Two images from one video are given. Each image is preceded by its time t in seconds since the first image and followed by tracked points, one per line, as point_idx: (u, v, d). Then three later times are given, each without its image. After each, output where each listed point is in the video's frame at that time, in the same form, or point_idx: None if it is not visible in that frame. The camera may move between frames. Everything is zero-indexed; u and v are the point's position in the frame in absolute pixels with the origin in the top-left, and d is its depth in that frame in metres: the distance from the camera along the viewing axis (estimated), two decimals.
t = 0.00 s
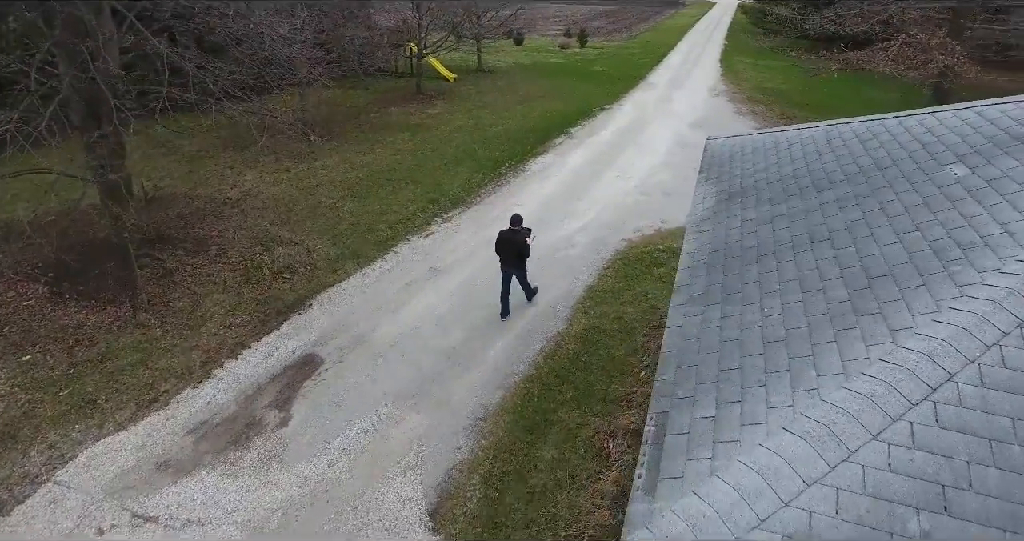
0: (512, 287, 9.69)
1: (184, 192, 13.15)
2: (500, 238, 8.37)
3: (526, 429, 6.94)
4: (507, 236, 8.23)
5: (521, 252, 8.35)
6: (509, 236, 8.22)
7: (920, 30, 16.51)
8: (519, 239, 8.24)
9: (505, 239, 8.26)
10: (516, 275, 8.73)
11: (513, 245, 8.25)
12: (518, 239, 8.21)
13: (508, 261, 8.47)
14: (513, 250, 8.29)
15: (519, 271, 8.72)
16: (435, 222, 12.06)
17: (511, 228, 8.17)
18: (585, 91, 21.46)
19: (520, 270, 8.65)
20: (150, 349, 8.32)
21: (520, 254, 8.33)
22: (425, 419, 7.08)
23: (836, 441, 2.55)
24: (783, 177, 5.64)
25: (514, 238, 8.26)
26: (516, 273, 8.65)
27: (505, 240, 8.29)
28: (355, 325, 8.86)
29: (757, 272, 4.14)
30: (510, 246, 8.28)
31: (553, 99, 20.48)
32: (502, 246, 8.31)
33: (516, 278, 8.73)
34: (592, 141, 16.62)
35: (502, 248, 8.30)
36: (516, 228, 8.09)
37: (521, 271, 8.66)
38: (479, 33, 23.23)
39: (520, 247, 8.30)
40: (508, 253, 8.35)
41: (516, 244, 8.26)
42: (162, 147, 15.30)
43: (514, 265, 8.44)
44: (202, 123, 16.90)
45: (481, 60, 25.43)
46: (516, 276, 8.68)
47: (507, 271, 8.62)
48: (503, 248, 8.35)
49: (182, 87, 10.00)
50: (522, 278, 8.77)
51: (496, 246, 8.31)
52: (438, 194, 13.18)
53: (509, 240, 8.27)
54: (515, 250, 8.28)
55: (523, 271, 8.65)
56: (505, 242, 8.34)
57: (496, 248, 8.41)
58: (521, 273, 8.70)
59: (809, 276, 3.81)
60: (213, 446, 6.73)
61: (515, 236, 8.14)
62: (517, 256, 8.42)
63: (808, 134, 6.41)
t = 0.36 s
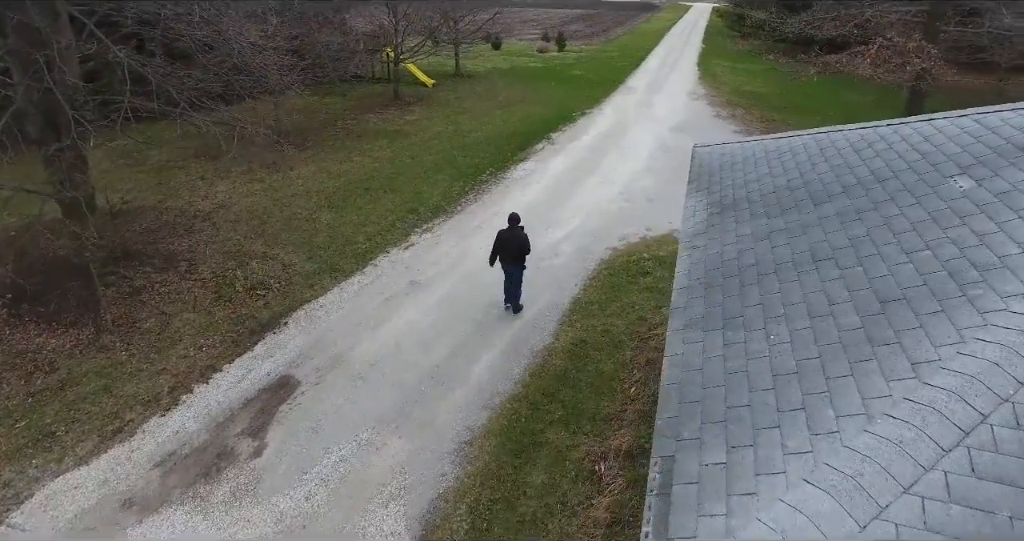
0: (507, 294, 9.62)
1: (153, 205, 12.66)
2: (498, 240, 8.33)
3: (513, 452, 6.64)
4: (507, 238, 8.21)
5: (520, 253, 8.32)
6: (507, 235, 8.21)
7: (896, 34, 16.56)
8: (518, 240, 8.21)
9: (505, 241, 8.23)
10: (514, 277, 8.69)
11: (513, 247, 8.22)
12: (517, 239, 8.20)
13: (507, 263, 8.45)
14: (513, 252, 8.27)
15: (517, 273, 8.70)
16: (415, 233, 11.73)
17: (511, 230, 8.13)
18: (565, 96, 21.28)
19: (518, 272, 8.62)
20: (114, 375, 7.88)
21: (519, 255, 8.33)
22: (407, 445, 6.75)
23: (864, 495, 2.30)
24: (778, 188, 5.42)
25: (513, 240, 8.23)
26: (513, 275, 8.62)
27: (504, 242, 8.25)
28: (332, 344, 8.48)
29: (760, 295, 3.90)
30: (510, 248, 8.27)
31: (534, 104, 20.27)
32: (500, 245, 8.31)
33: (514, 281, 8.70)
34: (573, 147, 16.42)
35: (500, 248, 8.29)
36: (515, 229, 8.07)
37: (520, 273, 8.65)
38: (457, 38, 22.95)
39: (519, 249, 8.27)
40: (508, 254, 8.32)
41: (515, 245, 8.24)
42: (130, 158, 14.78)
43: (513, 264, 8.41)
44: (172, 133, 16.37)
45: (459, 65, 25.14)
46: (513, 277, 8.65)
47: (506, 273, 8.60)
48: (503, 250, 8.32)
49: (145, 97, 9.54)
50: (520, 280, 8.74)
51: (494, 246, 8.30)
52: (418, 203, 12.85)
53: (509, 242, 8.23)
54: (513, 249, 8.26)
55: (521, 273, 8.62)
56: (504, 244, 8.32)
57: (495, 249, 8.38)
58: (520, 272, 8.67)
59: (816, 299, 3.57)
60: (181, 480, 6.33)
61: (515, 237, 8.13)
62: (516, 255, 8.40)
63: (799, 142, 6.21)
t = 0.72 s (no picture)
0: (492, 308, 9.31)
1: (122, 218, 12.16)
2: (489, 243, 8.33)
3: (501, 479, 6.32)
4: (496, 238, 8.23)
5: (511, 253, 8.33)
6: (497, 235, 8.23)
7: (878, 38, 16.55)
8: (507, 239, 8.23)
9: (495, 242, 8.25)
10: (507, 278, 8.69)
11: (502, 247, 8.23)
12: (507, 239, 8.20)
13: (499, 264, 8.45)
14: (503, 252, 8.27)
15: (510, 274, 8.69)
16: (397, 244, 11.37)
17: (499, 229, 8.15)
18: (548, 101, 21.04)
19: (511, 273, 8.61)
20: (76, 403, 7.43)
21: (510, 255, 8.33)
22: (389, 474, 6.40)
23: None
24: (775, 202, 5.18)
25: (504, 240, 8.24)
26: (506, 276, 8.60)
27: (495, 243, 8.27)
28: (310, 365, 8.10)
29: (766, 322, 3.64)
30: (500, 249, 8.27)
31: (517, 109, 20.00)
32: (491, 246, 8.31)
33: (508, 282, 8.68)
34: (558, 153, 16.17)
35: (491, 249, 8.28)
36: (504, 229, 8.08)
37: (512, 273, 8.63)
38: (438, 43, 22.63)
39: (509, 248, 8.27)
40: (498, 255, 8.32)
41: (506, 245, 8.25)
42: (100, 168, 14.26)
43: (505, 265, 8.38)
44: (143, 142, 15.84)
45: (441, 70, 24.82)
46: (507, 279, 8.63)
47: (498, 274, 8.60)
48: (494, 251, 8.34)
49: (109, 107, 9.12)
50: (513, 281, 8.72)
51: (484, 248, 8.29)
52: (399, 213, 12.49)
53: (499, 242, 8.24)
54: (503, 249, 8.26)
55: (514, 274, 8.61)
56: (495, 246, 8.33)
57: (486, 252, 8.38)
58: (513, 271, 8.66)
59: (828, 329, 3.32)
60: (146, 519, 5.94)
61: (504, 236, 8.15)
62: (507, 253, 8.37)
63: (794, 152, 5.98)
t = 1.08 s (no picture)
0: (475, 323, 9.01)
1: (88, 232, 11.66)
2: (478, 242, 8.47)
3: (487, 509, 6.03)
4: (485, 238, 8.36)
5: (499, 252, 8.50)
6: (488, 237, 8.38)
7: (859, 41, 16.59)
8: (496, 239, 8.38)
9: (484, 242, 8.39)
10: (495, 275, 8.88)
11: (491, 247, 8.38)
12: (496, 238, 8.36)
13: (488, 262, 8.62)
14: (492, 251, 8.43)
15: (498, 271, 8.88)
16: (377, 255, 11.02)
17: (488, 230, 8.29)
18: (530, 105, 20.78)
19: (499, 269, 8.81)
20: (34, 434, 6.99)
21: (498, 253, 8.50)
22: (370, 506, 6.09)
23: None
24: (771, 214, 4.97)
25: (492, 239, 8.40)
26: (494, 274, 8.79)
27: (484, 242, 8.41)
28: (285, 387, 7.73)
29: (772, 353, 3.45)
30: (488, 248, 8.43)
31: (499, 114, 19.71)
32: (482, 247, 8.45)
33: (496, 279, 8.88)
34: (541, 159, 15.92)
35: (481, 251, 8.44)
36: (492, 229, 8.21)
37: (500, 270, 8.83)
38: (417, 47, 22.27)
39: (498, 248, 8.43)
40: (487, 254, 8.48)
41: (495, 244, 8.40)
42: (66, 179, 13.71)
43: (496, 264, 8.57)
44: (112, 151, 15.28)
45: (421, 75, 24.44)
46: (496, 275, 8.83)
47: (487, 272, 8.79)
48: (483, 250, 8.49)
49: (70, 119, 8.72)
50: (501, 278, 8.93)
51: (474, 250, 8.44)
52: (378, 223, 12.13)
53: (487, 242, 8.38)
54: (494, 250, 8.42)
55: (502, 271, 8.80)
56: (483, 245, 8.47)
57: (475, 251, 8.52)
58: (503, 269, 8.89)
59: (841, 363, 3.15)
60: None
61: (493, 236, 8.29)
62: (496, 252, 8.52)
63: (789, 161, 5.78)
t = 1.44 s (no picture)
0: (463, 342, 8.64)
1: (59, 248, 11.17)
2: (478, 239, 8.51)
3: None
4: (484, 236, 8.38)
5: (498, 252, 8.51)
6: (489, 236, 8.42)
7: (848, 46, 16.48)
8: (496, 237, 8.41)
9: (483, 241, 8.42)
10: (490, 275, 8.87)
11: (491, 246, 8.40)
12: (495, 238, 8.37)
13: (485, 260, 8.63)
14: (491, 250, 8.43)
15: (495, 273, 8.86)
16: (362, 270, 10.63)
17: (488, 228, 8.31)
18: (518, 112, 20.48)
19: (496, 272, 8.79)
20: None
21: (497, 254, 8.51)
22: None
23: None
24: (780, 234, 4.71)
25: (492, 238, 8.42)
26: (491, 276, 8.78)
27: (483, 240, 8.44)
28: (264, 415, 7.32)
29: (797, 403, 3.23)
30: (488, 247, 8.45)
31: (486, 121, 19.38)
32: (483, 246, 8.49)
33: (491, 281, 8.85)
34: (530, 167, 15.63)
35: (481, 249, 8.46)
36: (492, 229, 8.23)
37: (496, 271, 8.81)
38: (403, 53, 21.90)
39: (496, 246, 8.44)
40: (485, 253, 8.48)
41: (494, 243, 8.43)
42: (37, 192, 13.19)
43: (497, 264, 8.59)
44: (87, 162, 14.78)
45: (407, 82, 24.06)
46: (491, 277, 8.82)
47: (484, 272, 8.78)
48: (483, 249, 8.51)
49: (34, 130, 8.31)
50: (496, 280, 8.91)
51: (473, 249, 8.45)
52: (363, 236, 11.74)
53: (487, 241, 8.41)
54: (495, 250, 8.45)
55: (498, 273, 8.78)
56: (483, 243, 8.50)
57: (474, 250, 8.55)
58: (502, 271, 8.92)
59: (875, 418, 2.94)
60: None
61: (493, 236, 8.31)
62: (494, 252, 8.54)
63: (793, 174, 5.53)
